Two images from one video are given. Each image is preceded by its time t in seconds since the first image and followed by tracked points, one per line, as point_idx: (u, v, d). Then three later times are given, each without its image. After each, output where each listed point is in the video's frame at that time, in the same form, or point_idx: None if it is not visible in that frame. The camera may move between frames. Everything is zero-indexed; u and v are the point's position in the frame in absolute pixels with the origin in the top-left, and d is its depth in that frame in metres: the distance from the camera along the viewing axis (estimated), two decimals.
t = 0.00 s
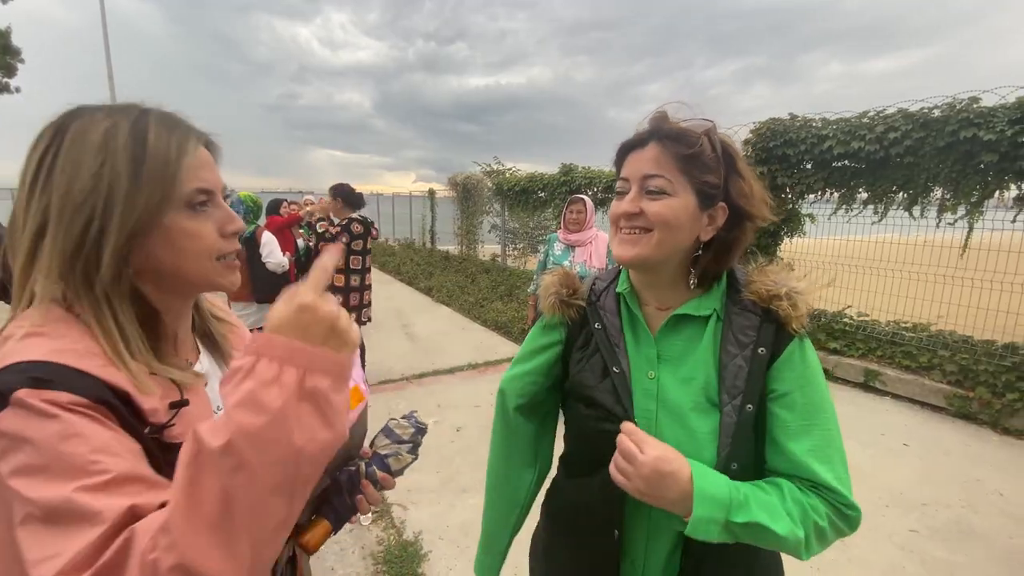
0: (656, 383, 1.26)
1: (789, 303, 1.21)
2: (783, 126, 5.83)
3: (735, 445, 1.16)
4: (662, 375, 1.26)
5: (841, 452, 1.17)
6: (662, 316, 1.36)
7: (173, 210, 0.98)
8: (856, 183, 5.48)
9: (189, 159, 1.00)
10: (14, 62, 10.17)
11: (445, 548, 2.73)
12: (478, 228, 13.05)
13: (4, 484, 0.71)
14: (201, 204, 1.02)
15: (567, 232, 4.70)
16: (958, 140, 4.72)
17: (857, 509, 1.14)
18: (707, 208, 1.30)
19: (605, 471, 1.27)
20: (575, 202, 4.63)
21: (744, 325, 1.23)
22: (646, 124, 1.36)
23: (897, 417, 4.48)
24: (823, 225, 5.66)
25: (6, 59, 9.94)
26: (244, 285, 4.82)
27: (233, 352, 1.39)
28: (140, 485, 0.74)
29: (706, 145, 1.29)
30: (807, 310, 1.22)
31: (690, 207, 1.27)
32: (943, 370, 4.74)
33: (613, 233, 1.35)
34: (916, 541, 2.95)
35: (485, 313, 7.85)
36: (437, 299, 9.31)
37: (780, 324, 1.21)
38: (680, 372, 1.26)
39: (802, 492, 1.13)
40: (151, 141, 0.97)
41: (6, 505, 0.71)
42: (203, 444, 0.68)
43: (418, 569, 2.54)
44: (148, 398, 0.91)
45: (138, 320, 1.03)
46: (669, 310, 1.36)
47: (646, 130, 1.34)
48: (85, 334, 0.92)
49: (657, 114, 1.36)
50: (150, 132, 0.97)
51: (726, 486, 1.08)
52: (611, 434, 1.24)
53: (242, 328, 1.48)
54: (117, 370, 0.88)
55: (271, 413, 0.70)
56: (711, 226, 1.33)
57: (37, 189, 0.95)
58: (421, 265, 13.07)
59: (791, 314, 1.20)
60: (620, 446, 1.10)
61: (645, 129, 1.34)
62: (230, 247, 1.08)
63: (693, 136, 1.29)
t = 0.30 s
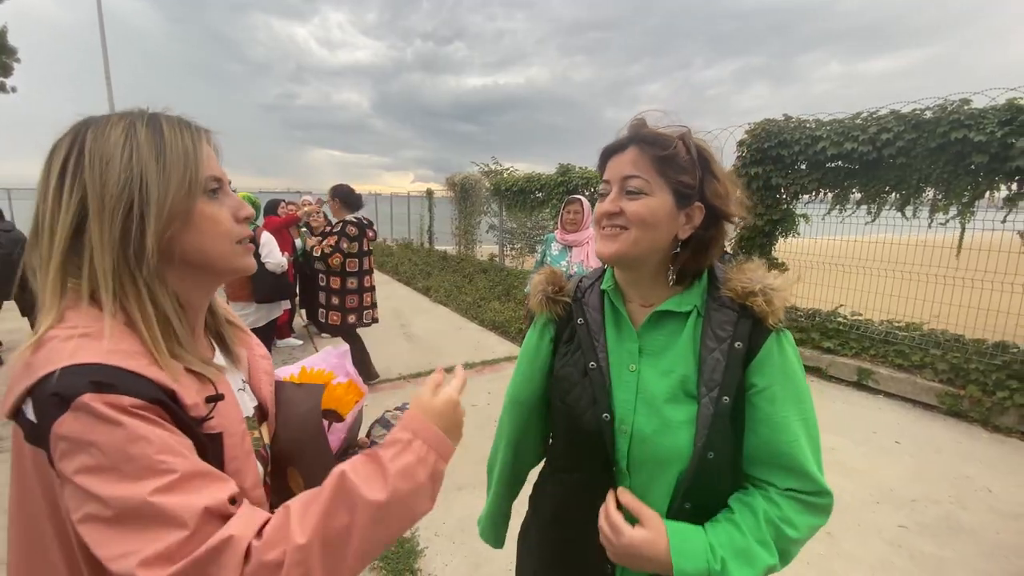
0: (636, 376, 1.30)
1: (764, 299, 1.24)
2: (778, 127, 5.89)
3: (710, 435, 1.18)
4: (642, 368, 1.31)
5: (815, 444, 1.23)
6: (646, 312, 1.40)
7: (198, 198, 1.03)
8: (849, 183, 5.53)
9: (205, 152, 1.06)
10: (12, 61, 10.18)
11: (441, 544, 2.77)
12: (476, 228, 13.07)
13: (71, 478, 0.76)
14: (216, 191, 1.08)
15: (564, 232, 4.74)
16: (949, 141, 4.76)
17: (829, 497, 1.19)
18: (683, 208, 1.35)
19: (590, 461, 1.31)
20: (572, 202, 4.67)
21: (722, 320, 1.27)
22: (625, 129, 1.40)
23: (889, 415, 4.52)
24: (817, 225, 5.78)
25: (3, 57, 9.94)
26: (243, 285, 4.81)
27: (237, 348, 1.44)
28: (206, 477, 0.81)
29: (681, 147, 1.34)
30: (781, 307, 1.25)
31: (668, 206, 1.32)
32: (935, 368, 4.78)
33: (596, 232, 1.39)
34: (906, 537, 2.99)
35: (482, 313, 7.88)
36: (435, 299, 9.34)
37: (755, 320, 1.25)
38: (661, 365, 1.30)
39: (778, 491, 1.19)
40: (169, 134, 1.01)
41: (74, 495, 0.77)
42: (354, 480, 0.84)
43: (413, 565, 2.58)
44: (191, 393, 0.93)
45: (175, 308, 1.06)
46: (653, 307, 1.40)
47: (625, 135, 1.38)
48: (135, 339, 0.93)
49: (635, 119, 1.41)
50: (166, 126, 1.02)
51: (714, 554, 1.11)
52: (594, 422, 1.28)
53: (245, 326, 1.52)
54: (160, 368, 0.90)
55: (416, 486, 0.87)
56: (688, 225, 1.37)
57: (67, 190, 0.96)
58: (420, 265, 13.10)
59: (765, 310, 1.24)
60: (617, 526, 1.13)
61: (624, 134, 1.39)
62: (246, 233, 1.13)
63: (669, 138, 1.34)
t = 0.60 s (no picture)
0: (622, 372, 1.33)
1: (748, 296, 1.28)
2: (772, 127, 5.93)
3: (693, 429, 1.21)
4: (629, 364, 1.33)
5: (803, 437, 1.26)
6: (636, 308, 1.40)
7: (211, 195, 1.06)
8: (843, 183, 5.58)
9: (212, 148, 1.08)
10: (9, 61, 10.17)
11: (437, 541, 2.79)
12: (473, 228, 13.10)
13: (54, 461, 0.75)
14: (224, 183, 1.10)
15: (561, 231, 4.77)
16: (941, 141, 4.80)
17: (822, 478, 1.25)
18: (678, 195, 1.41)
19: (571, 459, 1.32)
20: (569, 202, 4.70)
21: (707, 317, 1.29)
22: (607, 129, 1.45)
23: (882, 413, 4.57)
24: (812, 225, 5.73)
25: None
26: (241, 284, 4.67)
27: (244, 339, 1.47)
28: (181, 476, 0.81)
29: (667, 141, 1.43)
30: (765, 301, 1.28)
31: (670, 195, 1.36)
32: (927, 366, 4.82)
33: (597, 230, 1.36)
34: (896, 533, 3.02)
35: (479, 313, 7.90)
36: (432, 299, 9.36)
37: (739, 315, 1.28)
38: (646, 362, 1.32)
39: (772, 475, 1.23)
40: (178, 132, 1.03)
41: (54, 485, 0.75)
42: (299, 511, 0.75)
43: (409, 561, 2.60)
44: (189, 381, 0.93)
45: (186, 296, 1.08)
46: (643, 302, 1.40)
47: (608, 135, 1.42)
48: (137, 320, 0.95)
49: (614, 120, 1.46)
50: (174, 123, 1.04)
51: (746, 537, 1.12)
52: (579, 416, 1.31)
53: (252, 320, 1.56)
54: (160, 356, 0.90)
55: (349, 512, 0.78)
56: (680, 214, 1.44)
57: (79, 187, 0.98)
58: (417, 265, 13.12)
59: (749, 305, 1.26)
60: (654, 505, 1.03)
61: (609, 134, 1.43)
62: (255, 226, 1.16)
63: (657, 131, 1.42)
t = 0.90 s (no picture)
0: (609, 369, 1.31)
1: (736, 289, 1.25)
2: (767, 127, 5.94)
3: (680, 426, 1.20)
4: (615, 361, 1.32)
5: (785, 431, 1.25)
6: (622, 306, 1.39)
7: (207, 194, 1.00)
8: (838, 182, 5.59)
9: (212, 147, 1.03)
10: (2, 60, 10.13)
11: (430, 541, 2.77)
12: (469, 228, 13.10)
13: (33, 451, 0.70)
14: (224, 185, 1.04)
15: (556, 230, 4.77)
16: (935, 140, 4.82)
17: (803, 468, 1.24)
18: (663, 191, 1.40)
19: (558, 457, 1.31)
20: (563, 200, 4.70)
21: (694, 312, 1.28)
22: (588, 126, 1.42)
23: (877, 411, 4.57)
24: (805, 224, 5.84)
25: None
26: (235, 282, 4.68)
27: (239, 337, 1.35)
28: (112, 491, 0.62)
29: (651, 137, 1.41)
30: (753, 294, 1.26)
31: (655, 193, 1.35)
32: (921, 365, 4.84)
33: (584, 232, 1.35)
34: (891, 532, 3.02)
35: (475, 312, 7.90)
36: (428, 298, 9.35)
37: (726, 310, 1.26)
38: (633, 358, 1.31)
39: (766, 463, 1.20)
40: (175, 129, 0.97)
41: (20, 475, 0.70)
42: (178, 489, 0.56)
43: (401, 562, 2.58)
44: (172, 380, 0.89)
45: (179, 298, 1.03)
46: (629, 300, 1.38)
47: (587, 133, 1.41)
48: (129, 329, 0.89)
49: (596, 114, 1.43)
50: (174, 122, 0.98)
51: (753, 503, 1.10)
52: (565, 415, 1.29)
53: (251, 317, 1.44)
54: (144, 355, 0.86)
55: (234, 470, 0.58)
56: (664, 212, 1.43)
57: (73, 185, 0.93)
58: (413, 265, 13.11)
59: (736, 298, 1.24)
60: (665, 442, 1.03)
61: (588, 131, 1.41)
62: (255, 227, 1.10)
63: (640, 127, 1.40)
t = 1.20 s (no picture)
0: (594, 380, 1.24)
1: (728, 296, 1.18)
2: (761, 126, 5.89)
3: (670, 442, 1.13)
4: (601, 372, 1.25)
5: (786, 441, 1.18)
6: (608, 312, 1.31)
7: (158, 199, 0.93)
8: (833, 181, 5.54)
9: (166, 144, 0.94)
10: None
11: (418, 550, 2.69)
12: (464, 227, 13.02)
13: None
14: (180, 189, 0.97)
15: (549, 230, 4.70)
16: (931, 139, 4.77)
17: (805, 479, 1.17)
18: (652, 189, 1.33)
19: (540, 476, 1.24)
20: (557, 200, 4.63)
21: (683, 319, 1.20)
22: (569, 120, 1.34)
23: (874, 413, 4.52)
24: (801, 224, 5.77)
25: None
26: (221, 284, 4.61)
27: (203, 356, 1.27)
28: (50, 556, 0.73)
29: (639, 131, 1.34)
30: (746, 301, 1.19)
31: (643, 193, 1.28)
32: (918, 366, 4.80)
33: (569, 235, 1.28)
34: (889, 537, 2.96)
35: (468, 313, 7.82)
36: (421, 298, 9.26)
37: (717, 317, 1.18)
38: (620, 369, 1.24)
39: (775, 470, 1.12)
40: (123, 124, 0.90)
41: None
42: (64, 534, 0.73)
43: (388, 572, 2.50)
44: (112, 424, 0.82)
45: (126, 317, 0.95)
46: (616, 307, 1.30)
47: (570, 127, 1.33)
48: (60, 355, 0.81)
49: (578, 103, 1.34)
50: (122, 116, 0.90)
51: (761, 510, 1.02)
52: (548, 431, 1.22)
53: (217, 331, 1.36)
54: (85, 395, 0.79)
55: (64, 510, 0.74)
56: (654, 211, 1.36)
57: (3, 185, 0.85)
58: (407, 265, 13.02)
59: (729, 306, 1.17)
60: (677, 423, 0.99)
61: (571, 125, 1.33)
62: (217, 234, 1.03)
63: (628, 119, 1.32)
